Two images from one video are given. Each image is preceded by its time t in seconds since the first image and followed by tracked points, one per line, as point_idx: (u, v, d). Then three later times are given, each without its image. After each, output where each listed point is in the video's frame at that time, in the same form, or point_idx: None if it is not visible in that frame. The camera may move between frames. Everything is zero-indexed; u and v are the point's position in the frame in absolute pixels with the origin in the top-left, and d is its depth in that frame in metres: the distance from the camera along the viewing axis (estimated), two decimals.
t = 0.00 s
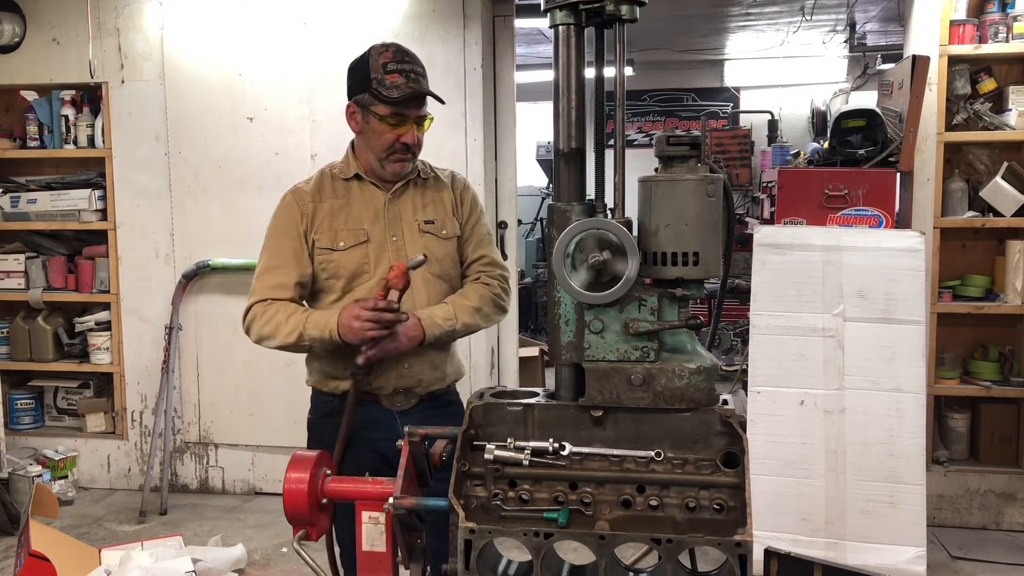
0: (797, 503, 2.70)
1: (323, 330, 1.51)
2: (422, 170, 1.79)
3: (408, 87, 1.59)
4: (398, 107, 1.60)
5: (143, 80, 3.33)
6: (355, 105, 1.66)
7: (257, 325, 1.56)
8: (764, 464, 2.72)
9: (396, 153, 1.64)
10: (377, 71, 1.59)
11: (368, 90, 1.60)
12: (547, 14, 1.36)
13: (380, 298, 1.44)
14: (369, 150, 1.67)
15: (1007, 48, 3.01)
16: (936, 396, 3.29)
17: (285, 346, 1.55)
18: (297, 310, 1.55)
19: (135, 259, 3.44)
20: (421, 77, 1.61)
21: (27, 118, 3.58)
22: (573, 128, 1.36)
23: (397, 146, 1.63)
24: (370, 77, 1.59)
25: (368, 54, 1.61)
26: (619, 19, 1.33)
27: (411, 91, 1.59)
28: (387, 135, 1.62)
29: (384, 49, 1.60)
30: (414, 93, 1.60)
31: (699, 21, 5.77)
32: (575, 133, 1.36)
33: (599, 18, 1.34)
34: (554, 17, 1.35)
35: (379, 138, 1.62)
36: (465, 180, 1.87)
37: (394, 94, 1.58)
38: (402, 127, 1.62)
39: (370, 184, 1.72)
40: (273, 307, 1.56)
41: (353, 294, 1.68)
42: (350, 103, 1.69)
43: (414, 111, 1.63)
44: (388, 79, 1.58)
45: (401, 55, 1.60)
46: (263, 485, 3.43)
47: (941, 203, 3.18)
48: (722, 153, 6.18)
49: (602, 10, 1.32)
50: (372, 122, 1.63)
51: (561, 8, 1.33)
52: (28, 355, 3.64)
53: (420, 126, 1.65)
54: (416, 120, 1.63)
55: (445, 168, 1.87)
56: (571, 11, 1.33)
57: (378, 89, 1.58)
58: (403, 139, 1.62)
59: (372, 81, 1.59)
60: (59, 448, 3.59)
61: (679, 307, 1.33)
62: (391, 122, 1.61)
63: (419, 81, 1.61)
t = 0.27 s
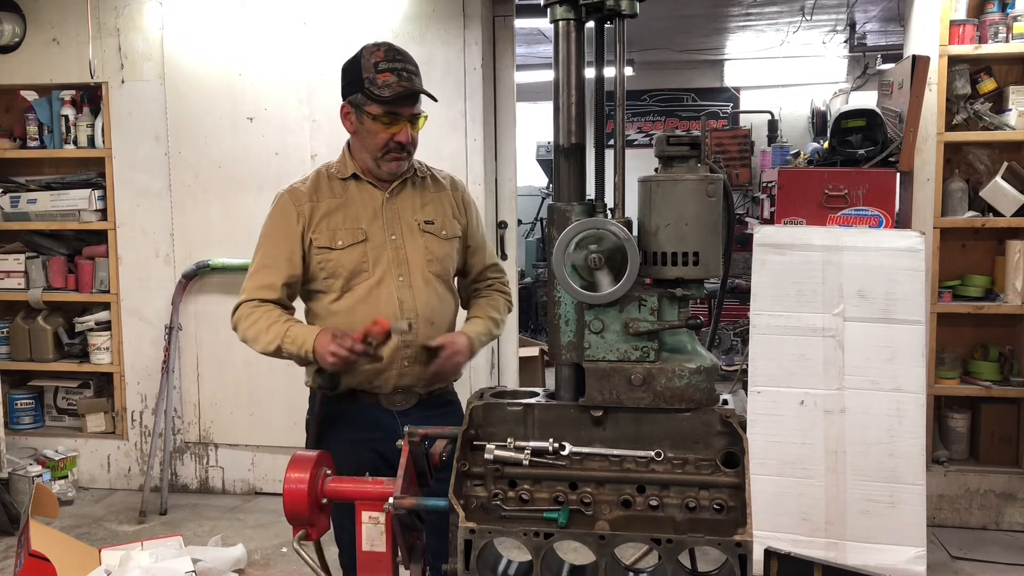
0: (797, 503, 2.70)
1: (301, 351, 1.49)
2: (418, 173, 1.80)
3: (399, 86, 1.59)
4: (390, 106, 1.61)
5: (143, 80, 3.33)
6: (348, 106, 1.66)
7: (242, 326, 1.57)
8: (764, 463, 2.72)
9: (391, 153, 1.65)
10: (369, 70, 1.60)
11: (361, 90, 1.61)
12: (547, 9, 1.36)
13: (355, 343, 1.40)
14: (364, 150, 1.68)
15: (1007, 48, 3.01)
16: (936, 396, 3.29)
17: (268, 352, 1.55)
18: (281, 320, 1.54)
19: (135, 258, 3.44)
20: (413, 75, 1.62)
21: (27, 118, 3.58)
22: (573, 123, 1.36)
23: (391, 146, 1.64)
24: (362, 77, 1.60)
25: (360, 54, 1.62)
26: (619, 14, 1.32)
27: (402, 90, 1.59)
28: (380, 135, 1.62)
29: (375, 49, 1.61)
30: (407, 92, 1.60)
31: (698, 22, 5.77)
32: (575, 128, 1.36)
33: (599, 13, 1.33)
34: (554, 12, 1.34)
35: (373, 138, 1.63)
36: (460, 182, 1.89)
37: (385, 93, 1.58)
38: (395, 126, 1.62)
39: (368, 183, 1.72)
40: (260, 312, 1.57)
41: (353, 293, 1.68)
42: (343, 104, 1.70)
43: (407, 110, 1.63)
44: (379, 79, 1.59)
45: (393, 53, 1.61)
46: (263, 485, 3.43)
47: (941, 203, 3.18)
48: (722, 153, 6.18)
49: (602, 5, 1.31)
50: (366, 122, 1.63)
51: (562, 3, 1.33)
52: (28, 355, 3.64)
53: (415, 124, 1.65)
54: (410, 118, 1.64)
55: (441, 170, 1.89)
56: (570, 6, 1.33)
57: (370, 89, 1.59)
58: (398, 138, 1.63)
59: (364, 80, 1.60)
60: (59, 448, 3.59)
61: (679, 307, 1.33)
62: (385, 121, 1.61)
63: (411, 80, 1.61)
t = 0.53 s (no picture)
0: (798, 503, 2.70)
1: (291, 341, 1.46)
2: (416, 173, 1.80)
3: (383, 94, 1.58)
4: (376, 113, 1.61)
5: (143, 79, 3.33)
6: (340, 114, 1.67)
7: (234, 323, 1.53)
8: (764, 463, 2.72)
9: (384, 157, 1.66)
10: (354, 78, 1.59)
11: (348, 98, 1.61)
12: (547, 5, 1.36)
13: (347, 338, 1.40)
14: (360, 156, 1.70)
15: (1007, 49, 3.01)
16: (936, 396, 3.29)
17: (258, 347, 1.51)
18: (273, 314, 1.51)
19: (135, 258, 3.44)
20: (399, 78, 1.60)
21: (27, 118, 3.58)
22: (573, 119, 1.35)
23: (383, 151, 1.64)
24: (348, 86, 1.60)
25: (345, 62, 1.62)
26: (619, 9, 1.34)
27: (385, 98, 1.58)
28: (372, 141, 1.63)
29: (359, 55, 1.60)
30: (390, 100, 1.58)
31: (698, 22, 5.77)
32: (575, 123, 1.36)
33: (599, 8, 1.34)
34: (554, 8, 1.34)
35: (365, 144, 1.64)
36: (459, 182, 1.90)
37: (369, 101, 1.58)
38: (385, 132, 1.63)
39: (369, 184, 1.72)
40: (253, 305, 1.53)
41: (357, 293, 1.68)
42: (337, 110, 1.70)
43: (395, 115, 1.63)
44: (364, 87, 1.58)
45: (376, 58, 1.59)
46: (263, 485, 3.43)
47: (941, 203, 3.18)
48: (722, 153, 6.18)
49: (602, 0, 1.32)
50: (357, 130, 1.64)
51: None
52: (28, 355, 3.64)
53: (405, 128, 1.65)
54: (399, 123, 1.63)
55: (439, 170, 1.89)
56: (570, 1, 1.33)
57: (356, 97, 1.59)
58: (389, 143, 1.63)
59: (350, 89, 1.60)
60: (59, 448, 3.59)
61: (679, 307, 1.33)
62: (373, 128, 1.62)
63: (396, 85, 1.59)
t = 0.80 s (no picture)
0: (798, 503, 2.70)
1: (286, 323, 1.44)
2: (415, 172, 1.80)
3: (389, 89, 1.57)
4: (381, 109, 1.60)
5: (143, 80, 3.34)
6: (341, 109, 1.66)
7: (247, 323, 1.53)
8: (764, 463, 2.72)
9: (385, 154, 1.65)
10: (359, 73, 1.58)
11: (351, 93, 1.60)
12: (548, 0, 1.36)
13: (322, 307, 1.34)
14: (358, 152, 1.69)
15: (1006, 49, 3.01)
16: (936, 396, 3.29)
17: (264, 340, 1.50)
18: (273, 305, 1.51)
19: (135, 258, 3.44)
20: (403, 74, 1.59)
21: (27, 118, 3.58)
22: (573, 114, 1.35)
23: (384, 147, 1.64)
24: (352, 80, 1.59)
25: (350, 57, 1.60)
26: (618, 4, 1.35)
27: (391, 92, 1.57)
28: (373, 137, 1.62)
29: (365, 51, 1.59)
30: (395, 95, 1.58)
31: (698, 21, 5.77)
32: (575, 118, 1.36)
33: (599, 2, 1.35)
34: (554, 3, 1.34)
35: (367, 141, 1.63)
36: (457, 180, 1.90)
37: (374, 97, 1.57)
38: (387, 129, 1.62)
39: (367, 183, 1.72)
40: (258, 304, 1.53)
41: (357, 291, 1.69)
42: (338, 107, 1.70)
43: (399, 111, 1.62)
44: (369, 82, 1.57)
45: (381, 55, 1.58)
46: (263, 485, 3.43)
47: (941, 203, 3.18)
48: (722, 153, 6.18)
49: None
50: (359, 125, 1.63)
51: None
52: (28, 355, 3.64)
53: (408, 125, 1.64)
54: (402, 119, 1.62)
55: (437, 168, 1.88)
56: None
57: (361, 92, 1.57)
58: (390, 140, 1.62)
59: (354, 84, 1.58)
60: (59, 448, 3.59)
61: (679, 307, 1.33)
62: (377, 124, 1.61)
63: (400, 80, 1.59)
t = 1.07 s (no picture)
0: (797, 503, 2.70)
1: (313, 352, 1.44)
2: (418, 174, 1.80)
3: (399, 87, 1.59)
4: (390, 108, 1.61)
5: (143, 80, 3.34)
6: (347, 109, 1.67)
7: (250, 332, 1.52)
8: (764, 464, 2.72)
9: (393, 153, 1.65)
10: (367, 73, 1.60)
11: (360, 92, 1.61)
12: None
13: (372, 351, 1.38)
14: (363, 152, 1.68)
15: (1007, 49, 3.01)
16: (936, 396, 3.29)
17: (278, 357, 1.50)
18: (292, 323, 1.50)
19: (135, 259, 3.44)
20: (411, 75, 1.62)
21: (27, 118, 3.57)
22: (573, 110, 1.35)
23: (394, 146, 1.64)
24: (361, 79, 1.60)
25: (358, 57, 1.62)
26: (618, 0, 1.35)
27: (402, 90, 1.59)
28: (382, 137, 1.63)
29: (373, 50, 1.61)
30: (406, 93, 1.60)
31: (698, 22, 5.77)
32: (575, 114, 1.36)
33: None
34: None
35: (374, 139, 1.63)
36: (459, 184, 1.90)
37: (385, 95, 1.58)
38: (396, 128, 1.63)
39: (370, 184, 1.72)
40: (269, 316, 1.52)
41: (357, 294, 1.68)
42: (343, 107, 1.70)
43: (407, 110, 1.63)
44: (379, 81, 1.59)
45: (389, 55, 1.61)
46: (263, 485, 3.43)
47: (941, 203, 3.18)
48: (722, 153, 6.18)
49: None
50: (367, 125, 1.64)
51: None
52: (28, 355, 3.64)
53: (416, 124, 1.66)
54: (411, 118, 1.64)
55: (439, 170, 1.89)
56: None
57: (370, 91, 1.59)
58: (399, 139, 1.63)
59: (363, 83, 1.59)
60: (59, 448, 3.59)
61: (679, 307, 1.33)
62: (386, 123, 1.62)
63: (409, 81, 1.61)
